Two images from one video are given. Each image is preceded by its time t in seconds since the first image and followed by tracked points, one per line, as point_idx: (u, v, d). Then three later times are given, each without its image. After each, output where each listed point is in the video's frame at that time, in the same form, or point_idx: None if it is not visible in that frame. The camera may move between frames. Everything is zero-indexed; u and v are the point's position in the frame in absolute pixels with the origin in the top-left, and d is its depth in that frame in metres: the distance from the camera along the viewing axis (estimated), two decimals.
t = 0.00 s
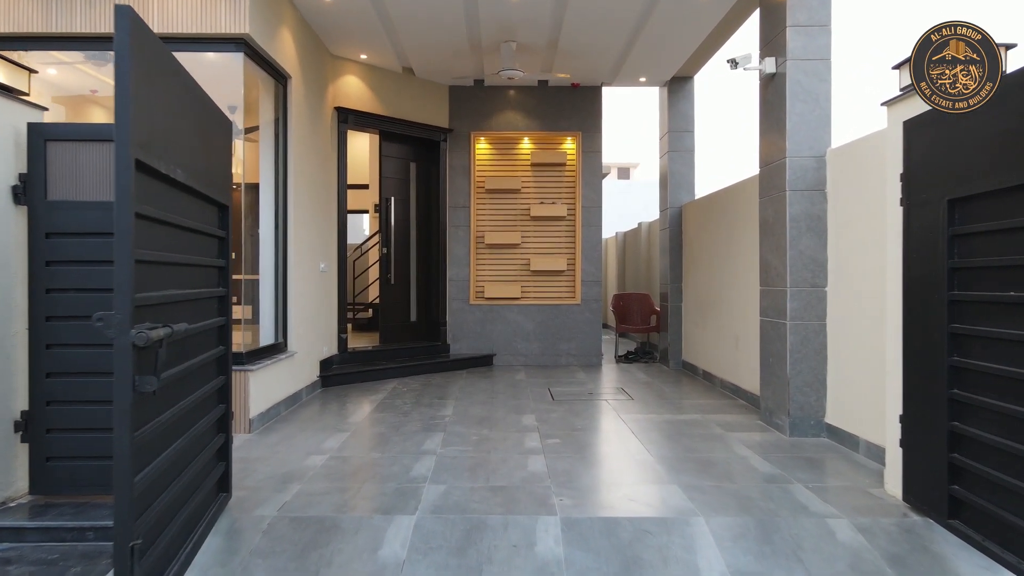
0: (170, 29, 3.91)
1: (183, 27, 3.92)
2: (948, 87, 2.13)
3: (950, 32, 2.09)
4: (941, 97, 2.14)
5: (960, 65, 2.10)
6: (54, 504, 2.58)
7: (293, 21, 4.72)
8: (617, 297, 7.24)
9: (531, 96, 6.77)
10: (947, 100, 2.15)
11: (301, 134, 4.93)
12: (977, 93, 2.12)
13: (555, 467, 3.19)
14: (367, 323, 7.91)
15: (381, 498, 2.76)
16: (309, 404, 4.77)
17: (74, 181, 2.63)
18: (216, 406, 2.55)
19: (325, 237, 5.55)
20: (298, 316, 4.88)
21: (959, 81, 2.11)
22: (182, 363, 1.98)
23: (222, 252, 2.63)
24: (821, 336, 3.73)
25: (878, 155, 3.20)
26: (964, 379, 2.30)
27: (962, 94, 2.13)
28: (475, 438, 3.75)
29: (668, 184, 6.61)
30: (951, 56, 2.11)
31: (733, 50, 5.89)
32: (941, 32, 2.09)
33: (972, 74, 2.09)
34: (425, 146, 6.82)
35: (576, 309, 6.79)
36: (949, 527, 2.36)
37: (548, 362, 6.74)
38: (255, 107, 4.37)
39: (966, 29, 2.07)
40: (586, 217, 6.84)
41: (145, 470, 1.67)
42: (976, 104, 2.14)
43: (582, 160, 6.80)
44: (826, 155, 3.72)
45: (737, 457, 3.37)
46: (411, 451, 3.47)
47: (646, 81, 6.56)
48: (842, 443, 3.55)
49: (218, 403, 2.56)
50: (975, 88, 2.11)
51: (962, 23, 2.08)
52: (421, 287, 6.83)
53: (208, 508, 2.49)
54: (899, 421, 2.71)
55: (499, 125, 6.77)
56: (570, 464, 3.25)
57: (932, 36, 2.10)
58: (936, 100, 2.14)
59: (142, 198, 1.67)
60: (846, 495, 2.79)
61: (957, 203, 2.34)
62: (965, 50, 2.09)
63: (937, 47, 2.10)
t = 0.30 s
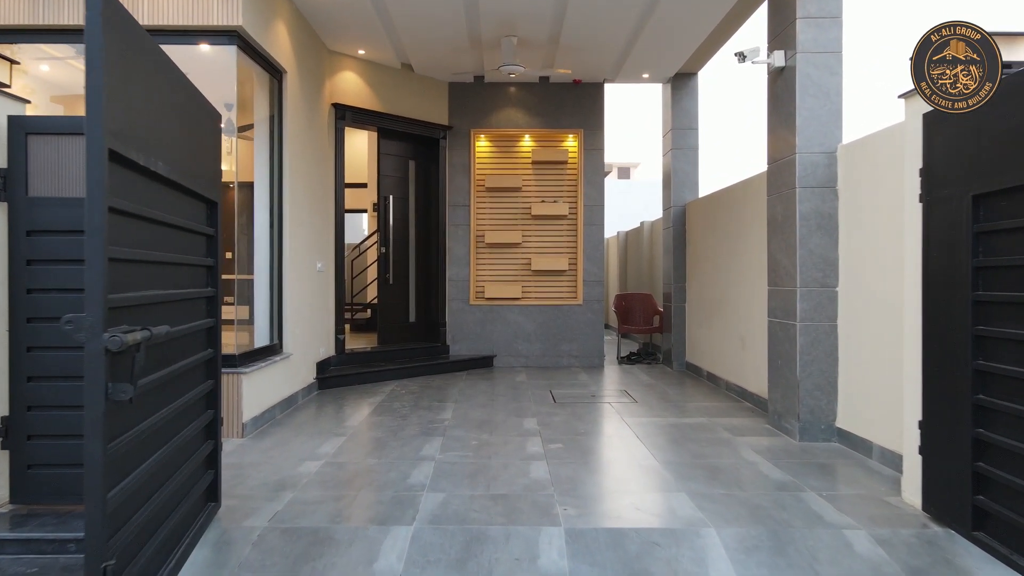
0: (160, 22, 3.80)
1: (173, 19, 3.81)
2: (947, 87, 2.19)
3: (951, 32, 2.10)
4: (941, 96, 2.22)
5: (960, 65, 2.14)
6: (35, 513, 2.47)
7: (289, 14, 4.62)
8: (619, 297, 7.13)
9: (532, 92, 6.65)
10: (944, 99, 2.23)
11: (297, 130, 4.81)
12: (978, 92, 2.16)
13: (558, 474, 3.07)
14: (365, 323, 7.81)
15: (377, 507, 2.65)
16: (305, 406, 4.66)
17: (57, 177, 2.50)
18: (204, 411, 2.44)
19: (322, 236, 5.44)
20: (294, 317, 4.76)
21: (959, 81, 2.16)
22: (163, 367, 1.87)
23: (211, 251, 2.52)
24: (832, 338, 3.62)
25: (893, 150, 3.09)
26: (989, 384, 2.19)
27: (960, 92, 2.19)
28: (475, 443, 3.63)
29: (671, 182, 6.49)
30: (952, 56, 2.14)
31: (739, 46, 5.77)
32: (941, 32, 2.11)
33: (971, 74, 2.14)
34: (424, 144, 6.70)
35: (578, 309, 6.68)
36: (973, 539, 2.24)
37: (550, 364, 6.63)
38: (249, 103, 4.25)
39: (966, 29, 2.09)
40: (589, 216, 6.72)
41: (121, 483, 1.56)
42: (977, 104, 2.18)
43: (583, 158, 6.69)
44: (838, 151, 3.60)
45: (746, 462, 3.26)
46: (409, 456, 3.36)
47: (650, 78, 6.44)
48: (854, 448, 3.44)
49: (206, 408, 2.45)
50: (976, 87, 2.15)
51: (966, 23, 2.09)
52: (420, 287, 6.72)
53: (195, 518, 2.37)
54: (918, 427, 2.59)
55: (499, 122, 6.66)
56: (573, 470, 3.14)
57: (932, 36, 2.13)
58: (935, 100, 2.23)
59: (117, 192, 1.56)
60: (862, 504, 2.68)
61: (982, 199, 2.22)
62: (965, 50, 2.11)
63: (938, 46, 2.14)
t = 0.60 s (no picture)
0: (151, 14, 3.69)
1: (164, 11, 3.69)
2: (949, 86, 2.07)
3: (951, 32, 1.95)
4: (945, 96, 2.09)
5: (963, 64, 1.98)
6: (16, 525, 2.35)
7: (284, 7, 4.50)
8: (622, 298, 7.02)
9: (533, 89, 6.54)
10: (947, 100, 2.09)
11: (293, 126, 4.70)
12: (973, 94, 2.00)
13: (562, 481, 2.96)
14: (364, 324, 7.70)
15: (374, 518, 2.54)
16: (301, 410, 4.55)
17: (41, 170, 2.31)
18: (192, 418, 2.33)
19: (319, 235, 5.32)
20: (291, 318, 4.65)
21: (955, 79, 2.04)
22: (143, 374, 1.75)
23: (198, 249, 2.41)
24: (843, 340, 3.51)
25: (911, 146, 2.97)
26: (1018, 390, 2.07)
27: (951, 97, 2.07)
28: (475, 448, 3.52)
29: (675, 180, 6.37)
30: (955, 55, 1.98)
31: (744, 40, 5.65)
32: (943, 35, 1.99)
33: (968, 75, 1.99)
34: (424, 142, 6.59)
35: (580, 310, 6.56)
36: (1000, 553, 2.13)
37: (551, 365, 6.52)
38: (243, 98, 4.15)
39: (965, 30, 1.90)
40: (591, 214, 6.60)
41: (93, 501, 1.45)
42: (970, 105, 2.03)
43: (586, 156, 6.58)
44: (850, 147, 3.49)
45: (757, 469, 3.15)
46: (407, 463, 3.24)
47: (653, 74, 6.32)
48: (868, 454, 3.33)
49: (194, 414, 2.35)
50: (972, 89, 2.00)
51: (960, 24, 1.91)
52: (419, 288, 6.60)
53: (182, 530, 2.26)
54: (940, 434, 2.47)
55: (500, 119, 6.54)
56: (577, 478, 3.02)
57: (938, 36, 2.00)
58: (941, 99, 2.11)
59: (89, 186, 1.44)
60: (881, 514, 2.56)
61: (1010, 195, 2.11)
62: (966, 51, 1.95)
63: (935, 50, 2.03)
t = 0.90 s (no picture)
0: (139, 7, 3.57)
1: (152, 3, 3.57)
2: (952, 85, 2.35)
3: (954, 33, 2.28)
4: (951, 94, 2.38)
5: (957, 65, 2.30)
6: None
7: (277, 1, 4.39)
8: (623, 299, 6.91)
9: (534, 87, 6.43)
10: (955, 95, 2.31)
11: (287, 123, 4.57)
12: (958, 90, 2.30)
13: (564, 491, 2.84)
14: (361, 325, 7.59)
15: (367, 532, 2.42)
16: (296, 414, 4.43)
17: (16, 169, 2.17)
18: (174, 427, 2.22)
19: (314, 235, 5.21)
20: (285, 320, 4.54)
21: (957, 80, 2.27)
22: (114, 385, 1.64)
23: (182, 250, 2.30)
24: (854, 344, 3.39)
25: (927, 142, 2.86)
26: None
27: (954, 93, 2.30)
28: (474, 455, 3.41)
29: (678, 179, 6.26)
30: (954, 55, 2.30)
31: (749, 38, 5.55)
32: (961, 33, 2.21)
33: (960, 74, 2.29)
34: (422, 139, 6.48)
35: (581, 311, 6.45)
36: None
37: (552, 368, 6.40)
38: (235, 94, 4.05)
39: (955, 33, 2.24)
40: (592, 214, 6.48)
41: (56, 525, 1.33)
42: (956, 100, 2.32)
43: (587, 154, 6.46)
44: (862, 144, 3.38)
45: (766, 478, 3.04)
46: (403, 472, 3.13)
47: (655, 71, 6.21)
48: (881, 462, 3.22)
49: (177, 424, 2.23)
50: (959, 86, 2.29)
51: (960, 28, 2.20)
52: (417, 289, 6.49)
53: (165, 546, 2.14)
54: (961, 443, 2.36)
55: (499, 117, 6.43)
56: (580, 487, 2.91)
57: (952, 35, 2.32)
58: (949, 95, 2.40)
59: (48, 183, 1.33)
60: (898, 527, 2.45)
61: None
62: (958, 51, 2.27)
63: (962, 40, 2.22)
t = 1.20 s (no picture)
0: None
1: None
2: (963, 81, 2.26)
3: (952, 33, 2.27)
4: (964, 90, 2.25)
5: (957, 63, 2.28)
6: None
7: None
8: (624, 298, 6.80)
9: (533, 83, 6.32)
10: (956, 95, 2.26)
11: (279, 119, 4.47)
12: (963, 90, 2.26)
13: (564, 499, 2.73)
14: (359, 326, 7.48)
15: (357, 543, 2.31)
16: (289, 417, 4.32)
17: None
18: (152, 435, 2.12)
19: (308, 234, 5.10)
20: (278, 321, 4.43)
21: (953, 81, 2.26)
22: (59, 399, 1.53)
23: (161, 248, 2.19)
24: (864, 345, 3.29)
25: (942, 136, 2.75)
26: None
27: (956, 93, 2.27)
28: (471, 461, 3.30)
29: (680, 178, 6.15)
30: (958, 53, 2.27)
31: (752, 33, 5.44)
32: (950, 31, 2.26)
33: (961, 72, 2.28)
34: (419, 136, 6.37)
35: (581, 312, 6.34)
36: None
37: (552, 369, 6.29)
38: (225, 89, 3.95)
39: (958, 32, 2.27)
40: (593, 212, 6.37)
41: None
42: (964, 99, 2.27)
43: (587, 152, 6.35)
44: (871, 139, 3.27)
45: (773, 485, 2.93)
46: (397, 478, 3.02)
47: (657, 67, 6.10)
48: (892, 468, 3.11)
49: (154, 432, 2.13)
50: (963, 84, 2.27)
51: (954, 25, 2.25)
52: (415, 289, 6.38)
53: (142, 560, 2.04)
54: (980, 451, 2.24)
55: (498, 114, 6.32)
56: (580, 495, 2.80)
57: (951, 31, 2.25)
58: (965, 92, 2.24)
59: None
60: (913, 538, 2.34)
61: None
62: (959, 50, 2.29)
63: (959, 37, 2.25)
